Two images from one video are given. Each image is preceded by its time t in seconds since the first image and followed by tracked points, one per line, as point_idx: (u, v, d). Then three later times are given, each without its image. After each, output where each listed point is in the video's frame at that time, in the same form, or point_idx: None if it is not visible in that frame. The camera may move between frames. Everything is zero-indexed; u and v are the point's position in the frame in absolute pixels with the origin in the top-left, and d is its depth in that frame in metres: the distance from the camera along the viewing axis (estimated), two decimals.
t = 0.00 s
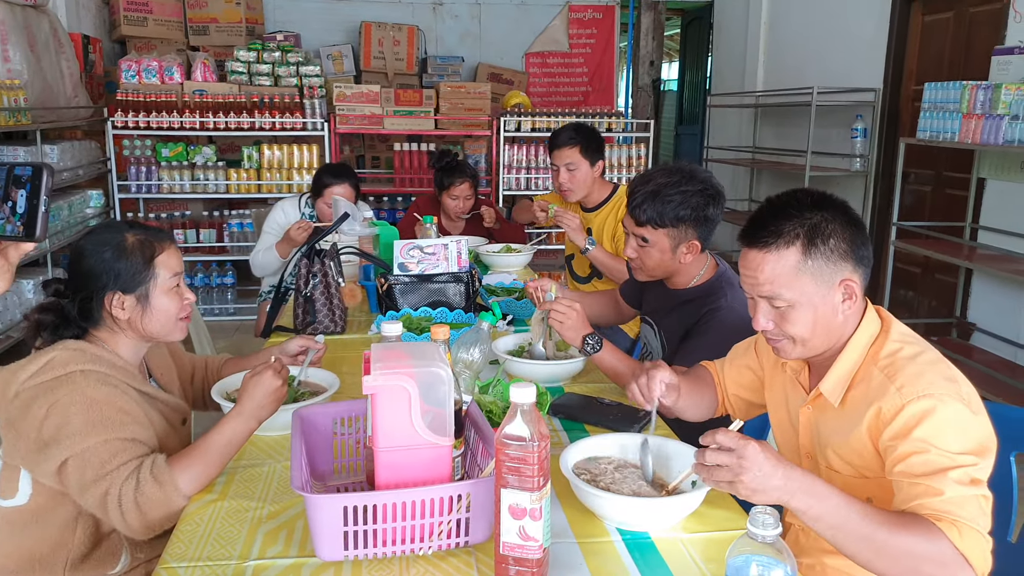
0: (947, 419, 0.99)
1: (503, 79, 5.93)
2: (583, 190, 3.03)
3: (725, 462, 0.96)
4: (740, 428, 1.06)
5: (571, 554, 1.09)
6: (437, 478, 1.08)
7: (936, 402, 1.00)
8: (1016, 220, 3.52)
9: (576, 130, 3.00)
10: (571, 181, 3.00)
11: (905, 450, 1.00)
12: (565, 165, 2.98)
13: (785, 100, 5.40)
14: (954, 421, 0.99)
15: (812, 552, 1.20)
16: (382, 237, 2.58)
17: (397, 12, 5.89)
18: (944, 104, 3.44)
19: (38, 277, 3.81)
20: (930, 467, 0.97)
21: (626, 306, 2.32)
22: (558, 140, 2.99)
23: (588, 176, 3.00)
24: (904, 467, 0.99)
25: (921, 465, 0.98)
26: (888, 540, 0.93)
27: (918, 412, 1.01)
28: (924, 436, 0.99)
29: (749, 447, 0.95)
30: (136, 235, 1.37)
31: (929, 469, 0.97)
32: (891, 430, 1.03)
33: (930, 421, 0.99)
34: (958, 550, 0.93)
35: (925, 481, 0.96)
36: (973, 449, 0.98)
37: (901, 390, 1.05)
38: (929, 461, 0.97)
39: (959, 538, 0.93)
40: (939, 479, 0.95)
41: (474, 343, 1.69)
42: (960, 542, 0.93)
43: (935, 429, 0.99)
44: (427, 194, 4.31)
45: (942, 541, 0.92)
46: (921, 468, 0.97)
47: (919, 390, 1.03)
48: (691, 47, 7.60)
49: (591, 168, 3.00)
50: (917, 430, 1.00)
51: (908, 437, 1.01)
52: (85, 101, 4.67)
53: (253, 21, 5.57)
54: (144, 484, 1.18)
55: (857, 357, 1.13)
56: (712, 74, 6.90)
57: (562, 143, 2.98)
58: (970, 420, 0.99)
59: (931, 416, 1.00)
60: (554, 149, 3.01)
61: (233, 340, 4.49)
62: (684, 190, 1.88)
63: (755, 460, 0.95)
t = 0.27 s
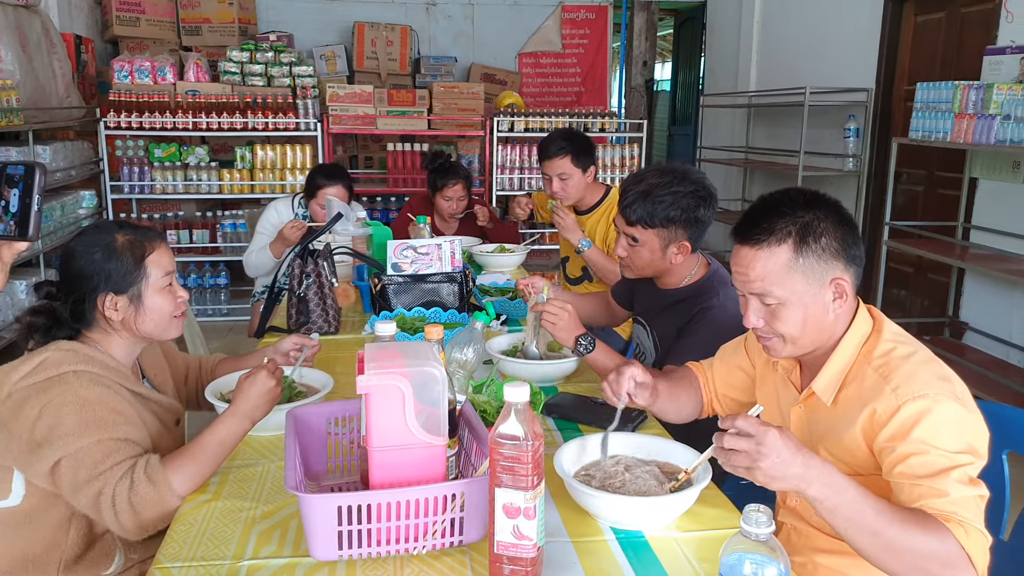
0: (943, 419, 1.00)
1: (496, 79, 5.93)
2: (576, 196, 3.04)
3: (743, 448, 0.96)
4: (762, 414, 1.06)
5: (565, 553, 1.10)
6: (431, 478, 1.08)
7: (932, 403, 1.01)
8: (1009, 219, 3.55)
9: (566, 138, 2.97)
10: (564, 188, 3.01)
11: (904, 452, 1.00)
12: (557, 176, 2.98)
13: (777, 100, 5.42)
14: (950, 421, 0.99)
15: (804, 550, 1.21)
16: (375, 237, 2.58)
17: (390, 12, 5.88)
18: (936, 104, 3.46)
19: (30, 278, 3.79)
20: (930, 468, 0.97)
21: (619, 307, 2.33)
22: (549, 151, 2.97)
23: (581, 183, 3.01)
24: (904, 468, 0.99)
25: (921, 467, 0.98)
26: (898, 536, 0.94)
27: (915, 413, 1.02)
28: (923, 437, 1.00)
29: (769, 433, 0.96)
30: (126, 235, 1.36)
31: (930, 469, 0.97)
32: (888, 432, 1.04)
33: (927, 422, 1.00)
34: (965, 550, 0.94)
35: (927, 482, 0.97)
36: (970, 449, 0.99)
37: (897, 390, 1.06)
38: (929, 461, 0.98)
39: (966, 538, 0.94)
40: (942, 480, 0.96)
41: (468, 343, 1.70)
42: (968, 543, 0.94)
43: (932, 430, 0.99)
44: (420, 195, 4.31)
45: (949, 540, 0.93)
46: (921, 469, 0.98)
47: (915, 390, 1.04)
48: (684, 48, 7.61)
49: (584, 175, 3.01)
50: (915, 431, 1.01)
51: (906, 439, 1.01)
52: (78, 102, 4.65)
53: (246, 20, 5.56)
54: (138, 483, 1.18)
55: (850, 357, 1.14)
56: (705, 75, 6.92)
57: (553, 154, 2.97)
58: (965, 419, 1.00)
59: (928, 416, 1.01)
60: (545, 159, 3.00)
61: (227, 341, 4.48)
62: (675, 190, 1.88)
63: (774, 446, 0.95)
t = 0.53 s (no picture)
0: (944, 417, 1.00)
1: (495, 77, 5.93)
2: (575, 198, 3.05)
3: (736, 457, 0.96)
4: (751, 421, 1.05)
5: (567, 550, 1.10)
6: (433, 474, 1.09)
7: (933, 401, 1.02)
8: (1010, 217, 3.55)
9: (564, 137, 2.96)
10: (561, 188, 3.01)
11: (904, 450, 1.01)
12: (554, 174, 2.98)
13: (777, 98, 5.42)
14: (952, 419, 1.00)
15: (807, 547, 1.22)
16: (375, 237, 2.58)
17: (389, 10, 5.88)
18: (938, 101, 3.46)
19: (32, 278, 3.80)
20: (931, 466, 0.98)
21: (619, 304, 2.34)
22: (546, 149, 2.96)
23: (578, 183, 3.01)
24: (904, 466, 1.00)
25: (921, 465, 0.99)
26: (895, 537, 0.94)
27: (916, 411, 1.02)
28: (923, 435, 1.00)
29: (762, 441, 0.95)
30: (126, 236, 1.36)
31: (929, 468, 0.98)
32: (888, 429, 1.04)
33: (929, 420, 1.01)
34: (961, 548, 0.94)
35: (927, 480, 0.97)
36: (970, 447, 1.00)
37: (898, 388, 1.06)
38: (930, 460, 0.98)
39: (964, 537, 0.95)
40: (941, 478, 0.96)
41: (468, 341, 1.70)
42: (965, 541, 0.95)
43: (933, 428, 1.00)
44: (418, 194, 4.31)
45: (946, 539, 0.94)
46: (921, 467, 0.98)
47: (916, 388, 1.04)
48: (683, 45, 7.61)
49: (581, 175, 3.01)
50: (915, 429, 1.01)
51: (907, 437, 1.02)
52: (77, 101, 4.65)
53: (245, 20, 5.56)
54: (141, 481, 1.18)
55: (851, 355, 1.15)
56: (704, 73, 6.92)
57: (550, 152, 2.96)
58: (967, 417, 1.00)
59: (929, 414, 1.01)
60: (543, 158, 2.99)
61: (228, 341, 4.48)
62: (670, 190, 1.86)
63: (767, 454, 0.95)
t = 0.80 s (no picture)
0: (935, 416, 1.00)
1: (497, 74, 5.93)
2: (576, 197, 3.05)
3: (715, 444, 0.97)
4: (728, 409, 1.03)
5: (564, 546, 1.10)
6: (433, 470, 1.09)
7: (925, 399, 1.02)
8: (1009, 220, 3.55)
9: (565, 139, 2.95)
10: (565, 189, 3.01)
11: (893, 445, 1.01)
12: (557, 177, 2.98)
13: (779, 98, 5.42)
14: (943, 419, 1.00)
15: (802, 546, 1.22)
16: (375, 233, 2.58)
17: (391, 6, 5.88)
18: (939, 103, 3.46)
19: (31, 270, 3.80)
20: (917, 463, 0.98)
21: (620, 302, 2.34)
22: (548, 152, 2.95)
23: (582, 182, 3.01)
24: (891, 461, 1.00)
25: (907, 461, 0.99)
26: (872, 530, 0.94)
27: (907, 408, 1.03)
28: (913, 432, 1.00)
29: (739, 429, 0.96)
30: (128, 231, 1.36)
31: (916, 464, 0.98)
32: (880, 425, 1.05)
33: (919, 418, 1.01)
34: (938, 544, 0.94)
35: (911, 476, 0.97)
36: (960, 447, 0.99)
37: (893, 385, 1.06)
38: (917, 456, 0.98)
39: (940, 533, 0.94)
40: (925, 475, 0.96)
41: (467, 338, 1.71)
42: (942, 537, 0.94)
43: (923, 425, 1.00)
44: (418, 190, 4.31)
45: (923, 534, 0.94)
46: (907, 463, 0.98)
47: (910, 386, 1.04)
48: (685, 45, 7.61)
49: (584, 174, 3.01)
50: (905, 426, 1.01)
51: (896, 432, 1.02)
52: (77, 94, 4.64)
53: (246, 14, 5.55)
54: (138, 475, 1.18)
55: (849, 354, 1.15)
56: (706, 72, 6.92)
57: (552, 155, 2.94)
58: (959, 418, 1.00)
59: (921, 412, 1.01)
60: (544, 162, 2.98)
61: (227, 335, 4.48)
62: (666, 192, 1.86)
63: (745, 441, 0.96)
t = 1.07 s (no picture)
0: (935, 409, 1.00)
1: (495, 72, 5.92)
2: (573, 195, 3.04)
3: (719, 438, 0.98)
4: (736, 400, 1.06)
5: (563, 544, 1.10)
6: (431, 469, 1.09)
7: (925, 392, 1.02)
8: (1006, 217, 3.56)
9: (562, 137, 2.97)
10: (560, 186, 3.01)
11: (893, 437, 1.01)
12: (554, 174, 2.98)
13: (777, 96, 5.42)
14: (944, 411, 1.00)
15: (802, 543, 1.22)
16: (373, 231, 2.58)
17: (389, 4, 5.87)
18: (936, 100, 3.46)
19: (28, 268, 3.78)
20: (917, 455, 0.98)
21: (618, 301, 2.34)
22: (545, 150, 2.97)
23: (578, 180, 3.01)
24: (891, 454, 1.00)
25: (907, 453, 0.99)
26: (872, 520, 0.94)
27: (908, 400, 1.03)
28: (913, 424, 1.01)
29: (744, 422, 0.98)
30: (128, 230, 1.36)
31: (915, 457, 0.98)
32: (881, 418, 1.05)
33: (920, 410, 1.01)
34: (938, 536, 0.93)
35: (911, 468, 0.98)
36: (960, 440, 0.99)
37: (894, 378, 1.06)
38: (917, 449, 0.98)
39: (940, 524, 0.94)
40: (925, 467, 0.96)
41: (465, 336, 1.70)
42: (941, 529, 0.93)
43: (924, 418, 1.00)
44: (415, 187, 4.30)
45: (923, 526, 0.93)
46: (907, 455, 0.99)
47: (911, 378, 1.04)
48: (683, 43, 7.61)
49: (580, 172, 3.02)
50: (906, 418, 1.01)
51: (897, 425, 1.02)
52: (74, 92, 4.63)
53: (244, 12, 5.54)
54: (136, 474, 1.18)
55: (849, 350, 1.15)
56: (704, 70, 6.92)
57: (548, 152, 2.96)
58: (959, 412, 1.00)
59: (921, 404, 1.01)
60: (542, 158, 2.99)
61: (225, 333, 4.47)
62: (663, 190, 1.86)
63: (750, 435, 0.98)
